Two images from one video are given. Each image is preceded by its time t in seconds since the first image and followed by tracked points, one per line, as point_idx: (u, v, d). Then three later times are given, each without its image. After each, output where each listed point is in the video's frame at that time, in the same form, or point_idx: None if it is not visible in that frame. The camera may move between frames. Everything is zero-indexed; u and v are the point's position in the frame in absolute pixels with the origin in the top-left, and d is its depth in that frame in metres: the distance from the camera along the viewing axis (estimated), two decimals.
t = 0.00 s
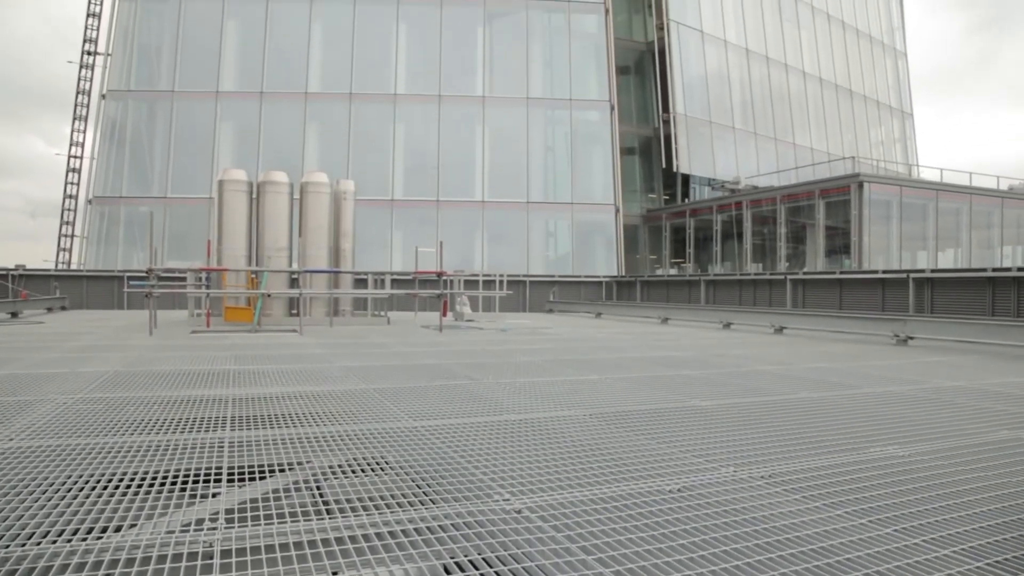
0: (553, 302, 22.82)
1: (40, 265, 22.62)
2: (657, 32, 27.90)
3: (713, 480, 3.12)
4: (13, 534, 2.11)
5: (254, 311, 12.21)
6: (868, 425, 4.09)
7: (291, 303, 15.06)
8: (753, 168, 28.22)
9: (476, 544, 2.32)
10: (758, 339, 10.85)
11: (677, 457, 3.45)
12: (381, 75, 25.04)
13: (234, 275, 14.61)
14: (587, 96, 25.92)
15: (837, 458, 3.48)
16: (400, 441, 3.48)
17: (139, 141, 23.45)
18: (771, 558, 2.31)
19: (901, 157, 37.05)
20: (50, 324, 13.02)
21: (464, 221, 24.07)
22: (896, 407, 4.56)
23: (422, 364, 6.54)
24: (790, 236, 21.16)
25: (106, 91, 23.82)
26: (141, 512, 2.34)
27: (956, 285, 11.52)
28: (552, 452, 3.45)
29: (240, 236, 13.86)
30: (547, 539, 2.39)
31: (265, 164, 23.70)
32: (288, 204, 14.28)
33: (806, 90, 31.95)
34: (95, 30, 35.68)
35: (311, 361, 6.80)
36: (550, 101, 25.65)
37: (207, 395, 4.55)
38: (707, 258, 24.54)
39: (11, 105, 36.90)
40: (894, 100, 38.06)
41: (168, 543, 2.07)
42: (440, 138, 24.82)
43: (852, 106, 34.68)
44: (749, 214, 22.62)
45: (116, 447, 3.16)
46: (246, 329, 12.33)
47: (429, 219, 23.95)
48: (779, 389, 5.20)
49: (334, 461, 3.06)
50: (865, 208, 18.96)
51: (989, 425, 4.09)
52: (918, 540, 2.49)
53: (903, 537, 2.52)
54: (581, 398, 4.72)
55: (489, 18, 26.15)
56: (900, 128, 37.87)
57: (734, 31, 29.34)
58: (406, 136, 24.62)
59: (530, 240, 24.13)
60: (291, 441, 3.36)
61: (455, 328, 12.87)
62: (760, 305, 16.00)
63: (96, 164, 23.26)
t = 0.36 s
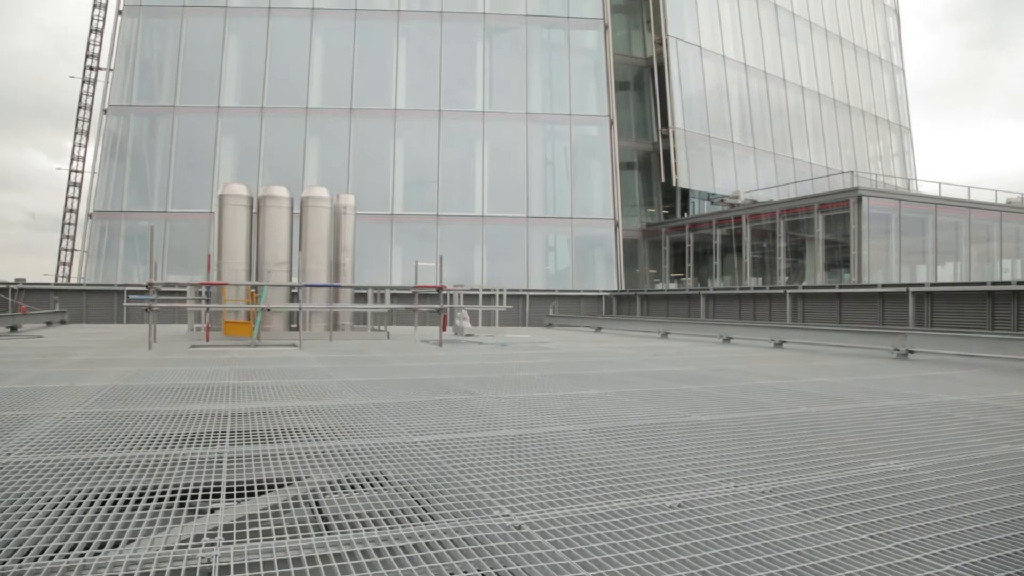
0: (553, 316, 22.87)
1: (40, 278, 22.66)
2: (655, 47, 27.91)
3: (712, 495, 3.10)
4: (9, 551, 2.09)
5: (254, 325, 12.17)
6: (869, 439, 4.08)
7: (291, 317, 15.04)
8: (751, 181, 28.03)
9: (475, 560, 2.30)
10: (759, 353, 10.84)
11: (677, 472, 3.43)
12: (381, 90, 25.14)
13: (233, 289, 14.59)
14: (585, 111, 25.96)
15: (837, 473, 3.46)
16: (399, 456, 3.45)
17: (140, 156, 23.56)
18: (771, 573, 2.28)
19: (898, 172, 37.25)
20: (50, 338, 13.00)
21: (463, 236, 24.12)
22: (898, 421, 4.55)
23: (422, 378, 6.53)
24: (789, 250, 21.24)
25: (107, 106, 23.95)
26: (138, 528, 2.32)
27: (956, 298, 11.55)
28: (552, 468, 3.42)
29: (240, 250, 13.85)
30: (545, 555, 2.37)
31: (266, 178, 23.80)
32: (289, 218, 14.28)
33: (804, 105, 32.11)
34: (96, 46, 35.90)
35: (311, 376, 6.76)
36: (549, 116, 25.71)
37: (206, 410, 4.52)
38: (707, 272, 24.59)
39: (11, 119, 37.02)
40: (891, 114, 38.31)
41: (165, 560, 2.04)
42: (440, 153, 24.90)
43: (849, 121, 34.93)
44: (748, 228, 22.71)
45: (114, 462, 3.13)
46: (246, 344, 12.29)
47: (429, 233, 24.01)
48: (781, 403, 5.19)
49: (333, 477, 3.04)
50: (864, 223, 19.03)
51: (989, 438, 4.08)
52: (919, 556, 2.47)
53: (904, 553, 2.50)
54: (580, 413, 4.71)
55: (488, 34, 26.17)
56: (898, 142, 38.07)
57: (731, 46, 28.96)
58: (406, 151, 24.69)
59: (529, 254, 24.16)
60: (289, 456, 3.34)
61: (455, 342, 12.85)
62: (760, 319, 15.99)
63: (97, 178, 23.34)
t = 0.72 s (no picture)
0: (553, 331, 22.89)
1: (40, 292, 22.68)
2: (654, 63, 28.03)
3: (713, 511, 3.08)
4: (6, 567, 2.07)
5: (254, 340, 12.15)
6: (870, 454, 4.07)
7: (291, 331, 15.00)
8: (750, 196, 28.04)
9: None
10: (759, 367, 10.84)
11: (678, 487, 3.41)
12: (382, 105, 25.25)
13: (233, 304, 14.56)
14: (585, 126, 26.05)
15: (838, 487, 3.44)
16: (399, 471, 3.44)
17: (141, 170, 23.64)
18: None
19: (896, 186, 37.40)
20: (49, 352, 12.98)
21: (463, 251, 24.15)
22: (900, 435, 4.54)
23: (423, 393, 6.51)
24: (788, 264, 21.31)
25: (108, 120, 24.08)
26: (136, 544, 2.30)
27: (955, 312, 11.58)
28: (552, 483, 3.40)
29: (240, 264, 13.85)
30: (547, 570, 2.35)
31: (266, 192, 23.86)
32: (289, 232, 14.28)
33: (803, 120, 32.28)
34: (99, 61, 36.15)
35: (312, 390, 6.74)
36: (548, 131, 25.81)
37: (205, 424, 4.51)
38: (706, 286, 24.61)
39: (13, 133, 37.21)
40: (889, 129, 38.51)
41: None
42: (440, 167, 24.98)
43: (847, 135, 35.13)
44: (747, 242, 22.79)
45: (113, 477, 3.11)
46: (245, 359, 12.27)
47: (429, 247, 24.05)
48: (781, 417, 5.18)
49: (333, 492, 3.02)
50: (862, 237, 19.11)
51: (990, 452, 4.08)
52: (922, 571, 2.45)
53: (908, 567, 2.48)
54: (581, 428, 4.69)
55: (489, 49, 26.28)
56: (897, 156, 38.25)
57: (730, 62, 29.16)
58: (406, 165, 24.75)
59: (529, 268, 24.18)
60: (289, 471, 3.33)
61: (455, 357, 12.83)
62: (760, 333, 15.99)
63: (97, 192, 23.42)
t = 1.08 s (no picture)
0: (553, 344, 22.87)
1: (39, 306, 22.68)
2: (654, 77, 28.17)
3: (714, 525, 3.06)
4: None
5: (253, 354, 12.11)
6: (871, 468, 4.05)
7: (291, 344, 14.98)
8: (749, 209, 28.07)
9: None
10: (759, 381, 10.81)
11: (678, 502, 3.39)
12: (382, 119, 25.35)
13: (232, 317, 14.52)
14: (585, 140, 26.14)
15: (839, 502, 3.42)
16: (398, 486, 3.41)
17: (141, 184, 23.71)
18: None
19: (894, 199, 37.54)
20: (48, 366, 12.94)
21: (463, 265, 24.18)
22: (901, 449, 4.52)
23: (423, 407, 6.48)
24: (788, 277, 21.36)
25: (110, 134, 24.21)
26: (133, 559, 2.27)
27: (956, 326, 11.58)
28: (551, 497, 3.38)
29: (240, 279, 13.85)
30: None
31: (266, 206, 23.91)
32: (289, 246, 14.27)
33: (801, 133, 32.43)
34: (100, 75, 36.33)
35: (312, 404, 6.71)
36: (548, 145, 25.89)
37: (204, 438, 4.48)
38: (706, 300, 24.62)
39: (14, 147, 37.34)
40: (888, 144, 38.72)
41: None
42: (440, 181, 25.03)
43: (846, 148, 35.28)
44: (747, 256, 22.85)
45: (110, 491, 3.09)
46: (244, 373, 12.23)
47: (429, 261, 24.08)
48: (782, 431, 5.16)
49: (331, 507, 3.00)
50: (862, 251, 19.16)
51: (992, 467, 4.05)
52: None
53: None
54: (580, 442, 4.68)
55: (489, 63, 26.40)
56: (896, 170, 38.40)
57: (729, 76, 29.31)
58: (406, 179, 24.81)
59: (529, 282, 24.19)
60: (287, 486, 3.30)
61: (455, 371, 12.78)
62: (760, 347, 15.97)
63: (97, 206, 23.47)
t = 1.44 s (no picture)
0: (553, 359, 22.85)
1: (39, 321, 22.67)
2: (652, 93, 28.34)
3: (716, 541, 3.04)
4: None
5: (253, 369, 12.07)
6: (872, 483, 4.03)
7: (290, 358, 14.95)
8: (749, 224, 28.11)
9: None
10: (760, 395, 10.79)
11: (679, 518, 3.37)
12: (381, 135, 25.46)
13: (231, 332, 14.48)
14: (584, 155, 26.24)
15: (840, 517, 3.40)
16: (398, 502, 3.39)
17: (142, 199, 23.78)
18: None
19: (892, 214, 37.67)
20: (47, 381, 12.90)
21: (463, 279, 24.20)
22: (902, 463, 4.51)
23: (423, 422, 6.45)
24: (788, 291, 21.38)
25: (111, 149, 24.33)
26: None
27: (956, 340, 11.58)
28: (552, 514, 3.35)
29: (240, 293, 13.83)
30: None
31: (266, 221, 23.95)
32: (289, 261, 14.26)
33: (800, 148, 32.56)
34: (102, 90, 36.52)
35: (313, 419, 6.69)
36: (548, 160, 25.97)
37: (203, 453, 4.46)
38: (706, 314, 24.63)
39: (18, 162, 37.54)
40: (886, 159, 38.90)
41: None
42: (440, 196, 25.10)
43: (845, 163, 35.46)
44: (747, 270, 22.89)
45: (108, 507, 3.06)
46: (244, 388, 12.20)
47: (428, 276, 24.10)
48: (783, 446, 5.15)
49: (331, 523, 2.97)
50: (861, 265, 19.20)
51: (994, 482, 4.04)
52: None
53: None
54: (581, 457, 4.66)
55: (489, 79, 26.54)
56: (894, 185, 38.61)
57: (727, 91, 29.51)
58: (406, 193, 24.87)
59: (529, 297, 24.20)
60: (287, 502, 3.28)
61: (455, 386, 12.74)
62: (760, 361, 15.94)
63: (98, 221, 23.52)
